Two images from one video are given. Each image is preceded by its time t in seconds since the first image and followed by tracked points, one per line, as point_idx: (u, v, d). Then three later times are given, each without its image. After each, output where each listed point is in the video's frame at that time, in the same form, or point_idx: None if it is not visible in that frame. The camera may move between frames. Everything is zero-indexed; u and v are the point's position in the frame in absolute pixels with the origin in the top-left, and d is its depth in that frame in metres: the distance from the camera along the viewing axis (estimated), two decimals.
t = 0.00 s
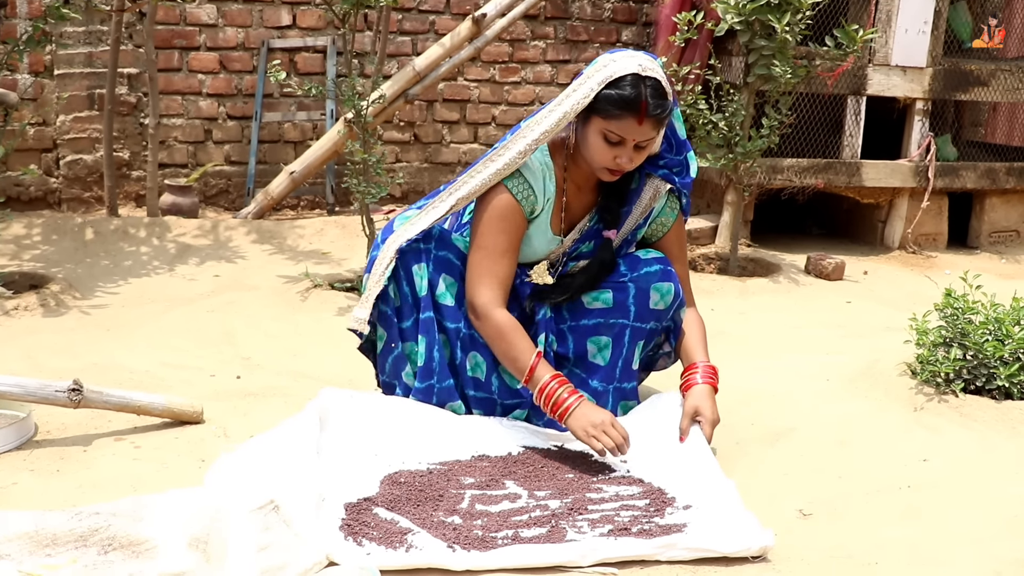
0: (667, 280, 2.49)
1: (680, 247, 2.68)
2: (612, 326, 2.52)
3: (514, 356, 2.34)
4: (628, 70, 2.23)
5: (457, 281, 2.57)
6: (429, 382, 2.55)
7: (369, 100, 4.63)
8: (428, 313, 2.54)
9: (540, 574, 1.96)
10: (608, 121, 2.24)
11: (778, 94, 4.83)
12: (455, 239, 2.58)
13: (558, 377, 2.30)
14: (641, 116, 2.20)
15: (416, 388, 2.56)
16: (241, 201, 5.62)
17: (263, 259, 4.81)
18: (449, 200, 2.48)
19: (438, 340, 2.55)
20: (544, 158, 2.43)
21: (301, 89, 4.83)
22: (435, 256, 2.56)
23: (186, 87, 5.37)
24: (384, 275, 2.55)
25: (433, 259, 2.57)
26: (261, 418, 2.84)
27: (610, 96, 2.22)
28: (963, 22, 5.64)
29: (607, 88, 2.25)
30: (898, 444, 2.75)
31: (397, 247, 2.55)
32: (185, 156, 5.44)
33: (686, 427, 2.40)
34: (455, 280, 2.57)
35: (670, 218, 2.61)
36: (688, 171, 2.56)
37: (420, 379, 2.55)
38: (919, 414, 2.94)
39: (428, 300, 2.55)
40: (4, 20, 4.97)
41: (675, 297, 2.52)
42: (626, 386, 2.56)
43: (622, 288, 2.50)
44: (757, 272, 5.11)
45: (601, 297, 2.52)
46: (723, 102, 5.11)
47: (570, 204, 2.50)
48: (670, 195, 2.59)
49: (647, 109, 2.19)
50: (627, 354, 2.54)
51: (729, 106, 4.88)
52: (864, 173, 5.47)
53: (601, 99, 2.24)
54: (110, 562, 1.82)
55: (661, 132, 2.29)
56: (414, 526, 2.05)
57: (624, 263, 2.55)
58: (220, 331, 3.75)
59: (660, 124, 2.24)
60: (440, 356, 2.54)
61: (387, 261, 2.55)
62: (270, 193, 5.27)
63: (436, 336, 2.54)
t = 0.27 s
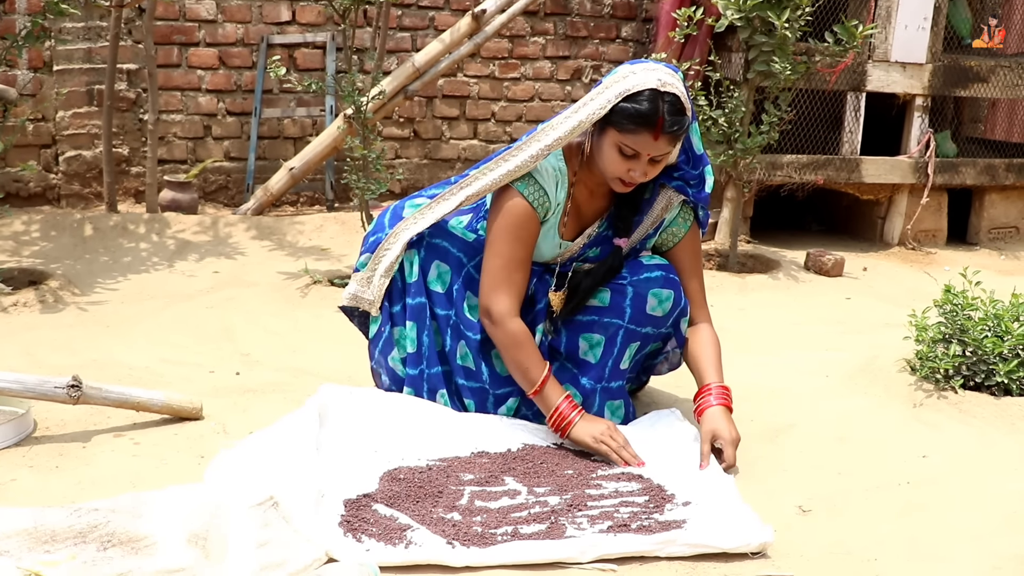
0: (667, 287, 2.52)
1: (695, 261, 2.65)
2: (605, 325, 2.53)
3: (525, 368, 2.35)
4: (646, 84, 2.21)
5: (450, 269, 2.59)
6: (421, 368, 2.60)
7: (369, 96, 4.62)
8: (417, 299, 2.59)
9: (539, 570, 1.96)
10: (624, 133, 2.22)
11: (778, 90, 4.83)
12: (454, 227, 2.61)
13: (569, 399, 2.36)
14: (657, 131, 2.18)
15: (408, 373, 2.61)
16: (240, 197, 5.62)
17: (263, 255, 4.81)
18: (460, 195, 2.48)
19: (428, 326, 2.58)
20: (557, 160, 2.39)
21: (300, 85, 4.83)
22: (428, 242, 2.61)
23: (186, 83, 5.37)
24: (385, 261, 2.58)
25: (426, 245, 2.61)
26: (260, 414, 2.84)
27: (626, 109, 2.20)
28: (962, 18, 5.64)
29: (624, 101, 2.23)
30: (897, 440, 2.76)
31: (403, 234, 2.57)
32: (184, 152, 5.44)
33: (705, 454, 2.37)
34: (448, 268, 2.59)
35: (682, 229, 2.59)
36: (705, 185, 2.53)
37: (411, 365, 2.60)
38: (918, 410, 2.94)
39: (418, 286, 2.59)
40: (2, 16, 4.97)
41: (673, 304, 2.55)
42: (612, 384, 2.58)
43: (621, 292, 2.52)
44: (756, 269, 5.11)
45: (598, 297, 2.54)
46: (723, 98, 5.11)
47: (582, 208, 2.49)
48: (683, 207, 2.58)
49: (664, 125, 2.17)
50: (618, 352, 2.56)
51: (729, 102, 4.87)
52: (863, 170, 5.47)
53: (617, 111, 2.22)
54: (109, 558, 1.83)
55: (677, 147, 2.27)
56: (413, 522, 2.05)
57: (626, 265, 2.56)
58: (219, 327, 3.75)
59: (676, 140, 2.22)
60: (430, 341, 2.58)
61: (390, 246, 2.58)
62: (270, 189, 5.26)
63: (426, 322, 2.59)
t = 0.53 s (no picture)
0: (668, 292, 2.51)
1: (696, 269, 2.64)
2: (606, 331, 2.54)
3: (508, 365, 2.35)
4: (649, 88, 2.20)
5: (456, 272, 2.57)
6: (423, 371, 2.58)
7: (368, 96, 4.62)
8: (422, 302, 2.57)
9: (538, 570, 1.96)
10: (626, 138, 2.21)
11: (777, 90, 4.83)
12: (458, 228, 2.60)
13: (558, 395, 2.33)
14: (659, 135, 2.17)
15: (410, 375, 2.59)
16: (239, 197, 5.61)
17: (261, 255, 4.81)
18: (464, 203, 2.47)
19: (431, 328, 2.57)
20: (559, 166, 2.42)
21: (300, 85, 4.82)
22: (434, 244, 2.58)
23: (185, 82, 5.37)
24: (391, 266, 2.56)
25: (431, 247, 2.59)
26: (259, 414, 2.84)
27: (628, 114, 2.20)
28: (961, 18, 5.65)
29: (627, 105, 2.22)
30: (896, 440, 2.76)
31: (408, 238, 2.56)
32: (183, 151, 5.44)
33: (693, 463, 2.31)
34: (453, 271, 2.57)
35: (684, 237, 2.59)
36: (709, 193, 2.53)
37: (413, 368, 2.58)
38: (916, 410, 2.95)
39: (422, 288, 2.57)
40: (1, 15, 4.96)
41: (674, 310, 2.53)
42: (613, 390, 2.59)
43: (622, 296, 2.52)
44: (755, 269, 5.11)
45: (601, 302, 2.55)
46: (721, 98, 5.11)
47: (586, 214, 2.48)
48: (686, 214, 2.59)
49: (666, 129, 2.16)
50: (619, 358, 2.56)
51: (727, 103, 4.87)
52: (862, 170, 5.47)
53: (620, 115, 2.22)
54: (108, 558, 1.83)
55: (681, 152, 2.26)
56: (412, 522, 2.05)
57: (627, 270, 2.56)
58: (218, 327, 3.75)
59: (679, 145, 2.21)
60: (433, 344, 2.57)
61: (396, 250, 2.57)
62: (268, 189, 5.26)
63: (429, 325, 2.57)
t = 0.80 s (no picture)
0: (667, 298, 2.52)
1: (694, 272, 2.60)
2: (607, 341, 2.56)
3: (554, 392, 2.30)
4: (647, 95, 2.20)
5: (456, 280, 2.59)
6: (423, 377, 2.60)
7: (365, 96, 4.61)
8: (423, 309, 2.59)
9: (535, 571, 1.97)
10: (624, 145, 2.21)
11: (773, 90, 4.84)
12: (459, 238, 2.58)
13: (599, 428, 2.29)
14: (657, 142, 2.17)
15: (409, 382, 2.61)
16: (236, 197, 5.61)
17: (258, 255, 4.80)
18: (465, 213, 2.48)
19: (432, 335, 2.60)
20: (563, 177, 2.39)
21: (296, 85, 4.81)
22: (435, 252, 2.60)
23: (181, 83, 5.36)
24: (394, 278, 2.58)
25: (433, 255, 2.60)
26: (256, 415, 2.84)
27: (626, 121, 2.20)
28: (957, 18, 5.66)
29: (624, 112, 2.23)
30: (892, 440, 2.76)
31: (409, 251, 2.58)
32: (180, 152, 5.43)
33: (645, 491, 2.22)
34: (453, 279, 2.59)
35: (683, 241, 2.56)
36: (709, 198, 2.48)
37: (413, 374, 2.60)
38: (913, 409, 2.95)
39: (423, 296, 2.59)
40: None
41: (673, 314, 2.54)
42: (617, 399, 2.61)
43: (622, 305, 2.54)
44: (752, 268, 5.12)
45: (602, 312, 2.57)
46: (718, 98, 5.12)
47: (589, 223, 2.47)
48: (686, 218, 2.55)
49: (664, 136, 2.16)
50: (621, 368, 2.58)
51: (724, 103, 4.87)
52: (858, 169, 5.48)
53: (617, 123, 2.22)
54: (104, 559, 1.83)
55: (680, 159, 2.25)
56: (410, 522, 2.06)
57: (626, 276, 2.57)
58: (215, 328, 3.75)
59: (678, 152, 2.20)
60: (434, 351, 2.60)
61: (397, 262, 2.59)
62: (265, 190, 5.26)
63: (430, 332, 2.59)
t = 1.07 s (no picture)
0: (647, 316, 2.54)
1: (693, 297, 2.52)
2: (585, 354, 2.59)
3: (483, 374, 2.35)
4: (641, 106, 2.20)
5: (445, 279, 2.58)
6: (417, 376, 2.59)
7: (363, 98, 4.61)
8: (413, 307, 2.56)
9: (534, 572, 1.97)
10: (614, 157, 2.19)
11: (771, 91, 4.84)
12: (450, 237, 2.59)
13: (524, 406, 2.29)
14: (646, 154, 2.15)
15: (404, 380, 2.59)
16: (234, 199, 5.61)
17: (257, 257, 4.80)
18: (453, 213, 2.49)
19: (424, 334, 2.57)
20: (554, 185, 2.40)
21: (294, 87, 4.81)
22: (425, 250, 2.59)
23: (179, 85, 5.36)
24: (384, 277, 2.55)
25: (422, 254, 2.59)
26: (254, 417, 2.84)
27: (616, 132, 2.19)
28: (954, 20, 5.67)
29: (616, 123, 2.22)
30: (891, 441, 2.77)
31: (398, 249, 2.56)
32: (178, 154, 5.43)
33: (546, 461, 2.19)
34: (442, 278, 2.57)
35: (677, 258, 2.54)
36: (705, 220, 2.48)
37: (407, 372, 2.58)
38: (911, 410, 2.95)
39: (413, 294, 2.57)
40: None
41: (651, 334, 2.57)
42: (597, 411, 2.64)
43: (605, 318, 2.57)
44: (750, 269, 5.12)
45: (585, 323, 2.60)
46: (716, 99, 5.12)
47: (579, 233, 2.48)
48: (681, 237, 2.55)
49: (654, 148, 2.14)
50: (599, 383, 2.60)
51: (722, 104, 4.87)
52: (856, 170, 5.49)
53: (608, 134, 2.21)
54: (103, 561, 1.83)
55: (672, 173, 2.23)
56: (408, 524, 2.06)
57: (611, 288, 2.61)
58: (213, 329, 3.75)
59: (669, 165, 2.18)
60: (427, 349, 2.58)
61: (387, 261, 2.56)
62: (263, 191, 5.26)
63: (422, 330, 2.57)
